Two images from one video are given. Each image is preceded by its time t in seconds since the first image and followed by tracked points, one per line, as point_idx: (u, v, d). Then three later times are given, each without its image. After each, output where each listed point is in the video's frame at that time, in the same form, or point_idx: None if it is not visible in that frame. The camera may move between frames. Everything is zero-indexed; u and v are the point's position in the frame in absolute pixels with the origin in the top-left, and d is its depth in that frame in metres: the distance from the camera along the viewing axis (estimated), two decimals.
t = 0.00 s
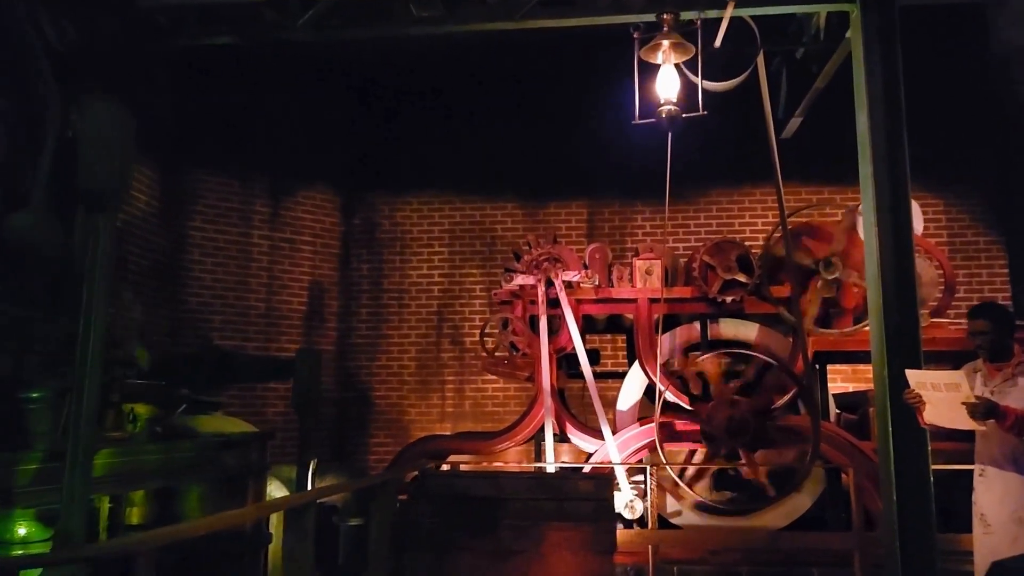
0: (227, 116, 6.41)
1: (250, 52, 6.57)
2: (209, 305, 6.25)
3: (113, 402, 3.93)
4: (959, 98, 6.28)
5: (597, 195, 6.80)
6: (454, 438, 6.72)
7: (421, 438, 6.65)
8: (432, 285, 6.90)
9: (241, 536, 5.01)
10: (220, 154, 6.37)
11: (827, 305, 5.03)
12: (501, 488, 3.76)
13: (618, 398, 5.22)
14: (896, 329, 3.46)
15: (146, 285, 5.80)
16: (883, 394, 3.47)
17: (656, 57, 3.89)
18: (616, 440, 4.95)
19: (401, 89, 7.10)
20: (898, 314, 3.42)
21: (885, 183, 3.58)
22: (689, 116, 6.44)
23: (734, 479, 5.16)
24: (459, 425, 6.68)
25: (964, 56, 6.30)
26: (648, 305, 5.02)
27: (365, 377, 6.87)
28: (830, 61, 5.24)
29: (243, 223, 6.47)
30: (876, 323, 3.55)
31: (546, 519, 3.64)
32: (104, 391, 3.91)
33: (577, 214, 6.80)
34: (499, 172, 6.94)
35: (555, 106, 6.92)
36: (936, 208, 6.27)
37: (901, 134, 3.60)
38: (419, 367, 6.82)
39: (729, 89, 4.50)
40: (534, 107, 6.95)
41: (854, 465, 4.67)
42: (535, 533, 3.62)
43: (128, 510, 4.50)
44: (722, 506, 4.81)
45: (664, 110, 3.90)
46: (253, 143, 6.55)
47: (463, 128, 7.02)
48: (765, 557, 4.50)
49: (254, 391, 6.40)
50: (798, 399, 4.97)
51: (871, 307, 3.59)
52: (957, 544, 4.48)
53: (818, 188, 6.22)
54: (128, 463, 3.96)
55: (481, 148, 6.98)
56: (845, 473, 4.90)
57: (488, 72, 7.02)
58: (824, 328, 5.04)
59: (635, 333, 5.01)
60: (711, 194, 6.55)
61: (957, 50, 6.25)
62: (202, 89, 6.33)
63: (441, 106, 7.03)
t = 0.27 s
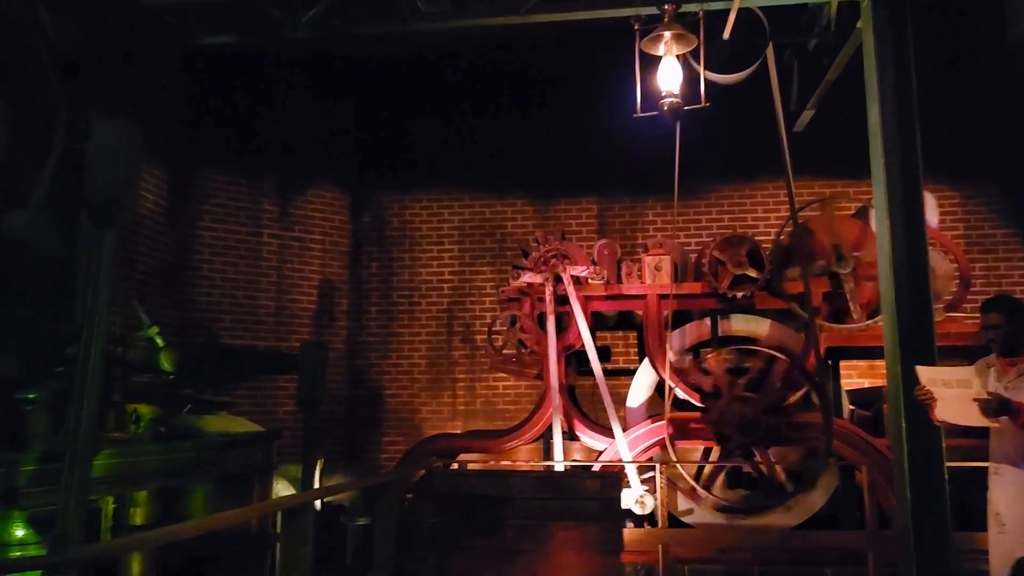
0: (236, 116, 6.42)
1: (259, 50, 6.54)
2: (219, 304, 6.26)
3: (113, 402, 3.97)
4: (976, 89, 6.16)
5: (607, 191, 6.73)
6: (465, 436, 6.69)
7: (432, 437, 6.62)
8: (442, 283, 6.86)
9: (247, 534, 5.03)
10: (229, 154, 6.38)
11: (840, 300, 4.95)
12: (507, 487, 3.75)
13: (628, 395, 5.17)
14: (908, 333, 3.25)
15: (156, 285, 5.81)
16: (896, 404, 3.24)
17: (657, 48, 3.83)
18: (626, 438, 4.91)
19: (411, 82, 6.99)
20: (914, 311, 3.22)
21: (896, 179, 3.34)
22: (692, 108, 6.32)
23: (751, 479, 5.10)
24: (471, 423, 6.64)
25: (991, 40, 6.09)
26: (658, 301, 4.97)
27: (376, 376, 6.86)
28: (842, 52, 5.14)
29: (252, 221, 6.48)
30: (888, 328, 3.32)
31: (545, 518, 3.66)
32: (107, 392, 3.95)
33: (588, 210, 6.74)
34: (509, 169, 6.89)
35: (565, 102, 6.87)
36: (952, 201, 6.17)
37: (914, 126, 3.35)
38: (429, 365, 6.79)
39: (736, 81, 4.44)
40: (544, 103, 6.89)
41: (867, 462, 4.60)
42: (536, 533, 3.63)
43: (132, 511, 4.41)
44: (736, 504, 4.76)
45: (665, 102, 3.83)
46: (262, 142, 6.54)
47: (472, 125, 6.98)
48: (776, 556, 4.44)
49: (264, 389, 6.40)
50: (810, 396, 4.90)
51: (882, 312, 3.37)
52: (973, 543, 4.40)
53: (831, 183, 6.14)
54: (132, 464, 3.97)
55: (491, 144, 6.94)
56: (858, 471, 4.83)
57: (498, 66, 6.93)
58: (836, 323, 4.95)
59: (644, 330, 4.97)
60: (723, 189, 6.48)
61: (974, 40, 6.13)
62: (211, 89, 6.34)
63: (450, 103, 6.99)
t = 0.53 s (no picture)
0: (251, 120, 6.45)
1: (274, 52, 6.54)
2: (236, 307, 6.28)
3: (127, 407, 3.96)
4: (1000, 81, 6.02)
5: (623, 190, 6.67)
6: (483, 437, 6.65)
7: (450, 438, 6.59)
8: (459, 283, 6.84)
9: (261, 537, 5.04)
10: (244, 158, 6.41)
11: (859, 297, 4.84)
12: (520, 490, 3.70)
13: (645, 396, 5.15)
14: (929, 331, 3.11)
15: (173, 289, 5.83)
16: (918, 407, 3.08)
17: (664, 43, 3.76)
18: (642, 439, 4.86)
19: (424, 80, 6.93)
20: (933, 310, 3.12)
21: (915, 172, 3.19)
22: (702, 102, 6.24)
23: (772, 480, 5.02)
24: (489, 424, 6.61)
25: (1017, 29, 5.92)
26: (673, 300, 4.90)
27: (394, 377, 6.85)
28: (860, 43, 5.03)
29: (268, 224, 6.50)
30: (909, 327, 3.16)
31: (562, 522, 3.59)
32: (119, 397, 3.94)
33: (604, 208, 6.68)
34: (524, 168, 6.86)
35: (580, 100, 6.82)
36: (976, 195, 6.04)
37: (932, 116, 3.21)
38: (446, 365, 6.76)
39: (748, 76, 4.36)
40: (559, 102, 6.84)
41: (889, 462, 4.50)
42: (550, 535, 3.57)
43: (145, 514, 4.46)
44: (754, 505, 4.67)
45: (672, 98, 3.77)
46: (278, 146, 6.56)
47: (487, 125, 6.95)
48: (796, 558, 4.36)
49: (282, 391, 6.43)
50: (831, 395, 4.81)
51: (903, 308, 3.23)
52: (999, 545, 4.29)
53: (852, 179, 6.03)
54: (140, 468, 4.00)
55: (506, 144, 6.90)
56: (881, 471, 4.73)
57: (512, 64, 6.84)
58: (857, 320, 4.84)
59: (660, 329, 4.91)
60: (741, 186, 6.40)
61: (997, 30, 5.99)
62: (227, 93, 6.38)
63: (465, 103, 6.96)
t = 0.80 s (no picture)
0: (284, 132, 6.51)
1: (304, 62, 6.57)
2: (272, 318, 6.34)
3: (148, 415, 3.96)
4: None
5: (655, 193, 6.59)
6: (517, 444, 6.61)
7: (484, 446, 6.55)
8: (492, 290, 6.82)
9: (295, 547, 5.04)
10: (277, 170, 6.47)
11: (899, 298, 4.68)
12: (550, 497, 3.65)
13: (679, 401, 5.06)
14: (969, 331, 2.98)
15: (207, 300, 5.90)
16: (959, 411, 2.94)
17: (685, 41, 3.70)
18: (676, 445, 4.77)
19: (453, 88, 6.94)
20: (976, 309, 2.99)
21: (954, 165, 3.06)
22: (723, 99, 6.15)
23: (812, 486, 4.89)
24: (523, 431, 6.56)
25: None
26: (706, 303, 4.83)
27: (428, 385, 6.85)
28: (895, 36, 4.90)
29: (301, 234, 6.55)
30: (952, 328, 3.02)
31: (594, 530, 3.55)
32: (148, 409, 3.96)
33: (637, 212, 6.61)
34: (555, 174, 6.82)
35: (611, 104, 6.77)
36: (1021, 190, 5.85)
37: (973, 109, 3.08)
38: (480, 373, 6.73)
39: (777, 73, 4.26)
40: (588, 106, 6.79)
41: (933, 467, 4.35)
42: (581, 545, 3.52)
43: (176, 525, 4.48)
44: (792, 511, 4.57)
45: (694, 97, 3.70)
46: (310, 157, 6.62)
47: (517, 131, 6.92)
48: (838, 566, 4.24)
49: (317, 400, 6.45)
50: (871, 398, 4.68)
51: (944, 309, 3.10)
52: None
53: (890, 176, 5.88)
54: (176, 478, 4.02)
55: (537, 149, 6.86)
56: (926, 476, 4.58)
57: (541, 68, 6.79)
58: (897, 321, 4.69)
59: (693, 333, 4.83)
60: (775, 186, 6.28)
61: None
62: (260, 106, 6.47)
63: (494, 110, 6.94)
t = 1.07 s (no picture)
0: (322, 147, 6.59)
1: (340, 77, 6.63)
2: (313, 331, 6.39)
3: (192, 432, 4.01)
4: None
5: (695, 198, 6.50)
6: (559, 454, 6.55)
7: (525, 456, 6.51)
8: (531, 299, 6.78)
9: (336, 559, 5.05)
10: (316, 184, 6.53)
11: (948, 298, 4.59)
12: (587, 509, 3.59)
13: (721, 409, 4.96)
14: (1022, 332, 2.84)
15: (249, 314, 5.98)
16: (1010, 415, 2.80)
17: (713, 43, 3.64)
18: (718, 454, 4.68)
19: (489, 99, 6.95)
20: None
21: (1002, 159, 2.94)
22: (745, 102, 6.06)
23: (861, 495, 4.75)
24: (564, 441, 6.50)
25: None
26: (746, 309, 4.74)
27: (469, 396, 6.84)
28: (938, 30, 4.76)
29: (341, 247, 6.60)
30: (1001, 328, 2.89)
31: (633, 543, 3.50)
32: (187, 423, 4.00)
33: (676, 217, 6.52)
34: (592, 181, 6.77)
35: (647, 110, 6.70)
36: None
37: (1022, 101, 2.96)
38: (520, 382, 6.70)
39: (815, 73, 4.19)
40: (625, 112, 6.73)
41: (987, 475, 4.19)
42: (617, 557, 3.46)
43: (215, 538, 4.57)
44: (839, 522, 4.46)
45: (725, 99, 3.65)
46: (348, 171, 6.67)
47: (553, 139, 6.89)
48: None
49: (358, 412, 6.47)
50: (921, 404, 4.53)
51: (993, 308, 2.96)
52: None
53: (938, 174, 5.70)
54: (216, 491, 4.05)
55: (572, 156, 6.82)
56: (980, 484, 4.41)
57: (575, 75, 6.75)
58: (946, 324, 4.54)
59: (733, 340, 4.75)
60: (819, 188, 6.14)
61: None
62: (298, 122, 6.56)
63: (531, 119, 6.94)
